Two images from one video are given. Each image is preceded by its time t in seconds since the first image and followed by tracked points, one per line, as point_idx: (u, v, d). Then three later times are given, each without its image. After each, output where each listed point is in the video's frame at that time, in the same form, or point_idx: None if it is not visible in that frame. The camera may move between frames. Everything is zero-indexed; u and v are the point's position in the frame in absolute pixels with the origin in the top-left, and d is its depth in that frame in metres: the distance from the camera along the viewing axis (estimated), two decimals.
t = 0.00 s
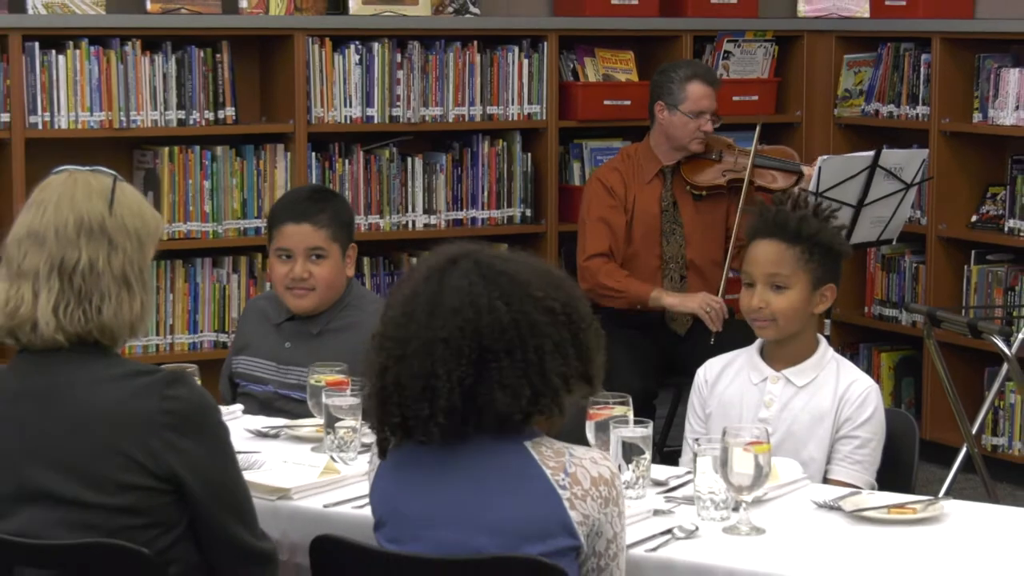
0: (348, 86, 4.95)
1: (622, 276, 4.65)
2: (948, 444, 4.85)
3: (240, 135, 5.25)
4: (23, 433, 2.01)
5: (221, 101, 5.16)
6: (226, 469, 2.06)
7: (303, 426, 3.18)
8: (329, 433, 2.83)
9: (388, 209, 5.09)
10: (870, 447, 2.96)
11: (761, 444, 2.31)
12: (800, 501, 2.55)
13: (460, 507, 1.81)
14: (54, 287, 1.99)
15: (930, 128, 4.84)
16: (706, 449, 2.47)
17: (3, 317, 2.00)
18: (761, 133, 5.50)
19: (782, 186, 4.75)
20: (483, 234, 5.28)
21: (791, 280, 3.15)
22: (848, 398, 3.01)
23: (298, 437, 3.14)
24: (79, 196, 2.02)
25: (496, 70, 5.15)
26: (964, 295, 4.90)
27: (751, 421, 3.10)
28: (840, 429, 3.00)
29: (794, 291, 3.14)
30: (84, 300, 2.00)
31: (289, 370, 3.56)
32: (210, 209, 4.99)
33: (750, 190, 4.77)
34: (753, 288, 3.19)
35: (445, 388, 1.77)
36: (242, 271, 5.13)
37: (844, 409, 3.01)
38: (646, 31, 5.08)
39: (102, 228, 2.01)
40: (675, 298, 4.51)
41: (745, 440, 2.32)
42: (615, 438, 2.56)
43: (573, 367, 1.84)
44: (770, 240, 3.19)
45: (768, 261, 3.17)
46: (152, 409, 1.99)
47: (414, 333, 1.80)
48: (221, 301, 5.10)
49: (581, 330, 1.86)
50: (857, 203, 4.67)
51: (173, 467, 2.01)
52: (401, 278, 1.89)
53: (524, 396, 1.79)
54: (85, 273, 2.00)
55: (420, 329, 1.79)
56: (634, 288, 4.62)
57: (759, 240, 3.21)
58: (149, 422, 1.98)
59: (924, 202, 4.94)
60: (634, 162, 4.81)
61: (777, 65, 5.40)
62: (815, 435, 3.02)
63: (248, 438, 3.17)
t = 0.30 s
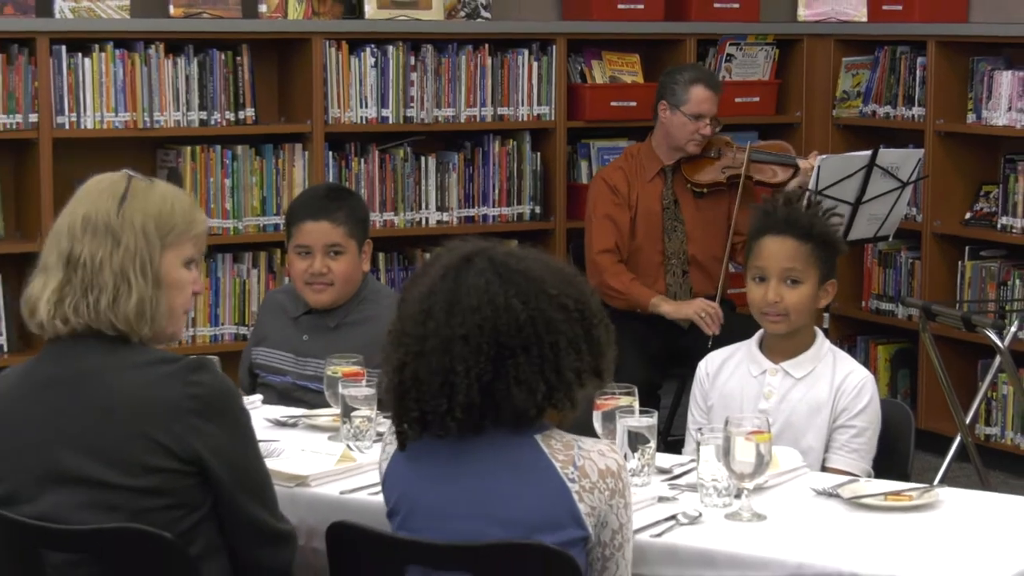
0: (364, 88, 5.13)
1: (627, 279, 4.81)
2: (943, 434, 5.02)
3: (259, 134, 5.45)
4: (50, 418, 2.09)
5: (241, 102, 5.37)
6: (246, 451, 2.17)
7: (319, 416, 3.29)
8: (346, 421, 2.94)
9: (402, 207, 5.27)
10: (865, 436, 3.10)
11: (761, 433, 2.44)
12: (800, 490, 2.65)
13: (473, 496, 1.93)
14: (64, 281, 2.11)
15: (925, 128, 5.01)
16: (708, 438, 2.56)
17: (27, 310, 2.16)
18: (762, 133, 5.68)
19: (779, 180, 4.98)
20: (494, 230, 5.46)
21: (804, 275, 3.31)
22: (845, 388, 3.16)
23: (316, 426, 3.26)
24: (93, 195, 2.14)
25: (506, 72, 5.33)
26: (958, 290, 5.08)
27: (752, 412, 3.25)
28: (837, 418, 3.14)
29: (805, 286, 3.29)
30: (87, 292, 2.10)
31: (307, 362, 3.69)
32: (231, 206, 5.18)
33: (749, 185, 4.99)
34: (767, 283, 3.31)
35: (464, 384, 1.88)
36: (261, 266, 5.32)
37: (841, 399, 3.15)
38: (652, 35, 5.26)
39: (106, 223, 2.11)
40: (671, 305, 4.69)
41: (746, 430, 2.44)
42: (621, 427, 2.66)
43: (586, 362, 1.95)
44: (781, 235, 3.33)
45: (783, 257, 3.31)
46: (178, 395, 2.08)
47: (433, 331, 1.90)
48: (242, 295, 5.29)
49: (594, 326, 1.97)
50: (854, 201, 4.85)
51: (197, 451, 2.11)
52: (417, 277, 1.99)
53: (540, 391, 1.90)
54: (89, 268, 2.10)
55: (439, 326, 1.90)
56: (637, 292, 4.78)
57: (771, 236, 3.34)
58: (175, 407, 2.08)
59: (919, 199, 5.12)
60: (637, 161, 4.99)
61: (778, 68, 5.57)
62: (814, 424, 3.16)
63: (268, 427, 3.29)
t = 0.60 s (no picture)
0: (379, 89, 5.31)
1: (639, 262, 4.99)
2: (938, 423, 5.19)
3: (278, 134, 5.66)
4: (83, 407, 2.19)
5: (261, 103, 5.57)
6: (268, 443, 2.24)
7: (336, 407, 3.44)
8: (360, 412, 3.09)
9: (416, 204, 5.46)
10: (863, 426, 3.19)
11: (763, 423, 2.54)
12: (799, 477, 2.74)
13: (484, 484, 2.03)
14: (99, 273, 2.24)
15: (921, 128, 5.18)
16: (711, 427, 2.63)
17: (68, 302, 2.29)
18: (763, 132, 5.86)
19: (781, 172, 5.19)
20: (504, 227, 5.65)
21: (808, 270, 3.40)
22: (843, 379, 3.24)
23: (333, 416, 3.41)
24: (129, 193, 2.26)
25: (517, 74, 5.52)
26: (953, 285, 5.26)
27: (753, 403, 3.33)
28: (836, 409, 3.22)
29: (810, 279, 3.40)
30: (115, 283, 2.21)
31: (325, 354, 3.85)
32: (252, 204, 5.37)
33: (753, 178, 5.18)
34: (772, 277, 3.41)
35: (475, 380, 1.96)
36: (280, 262, 5.52)
37: (839, 390, 3.23)
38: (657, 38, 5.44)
39: (136, 219, 2.22)
40: (688, 280, 4.85)
41: (748, 420, 2.54)
42: (627, 417, 2.79)
43: (592, 357, 2.03)
44: (784, 231, 3.42)
45: (787, 252, 3.40)
46: (203, 388, 2.16)
47: (444, 328, 1.98)
48: (261, 289, 5.49)
49: (599, 321, 2.04)
50: (853, 199, 5.02)
51: (221, 442, 2.18)
52: (429, 273, 2.07)
53: (548, 386, 1.98)
54: (120, 261, 2.22)
55: (450, 323, 1.97)
56: (650, 273, 4.95)
57: (775, 231, 3.43)
58: (200, 400, 2.16)
59: (916, 197, 5.29)
60: (642, 159, 5.18)
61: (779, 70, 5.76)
62: (814, 415, 3.25)
63: (286, 416, 3.43)
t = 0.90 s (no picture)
0: (393, 92, 5.50)
1: (653, 246, 5.18)
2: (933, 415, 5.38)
3: (295, 135, 5.86)
4: (106, 401, 2.26)
5: (279, 105, 5.78)
6: (286, 439, 2.33)
7: (352, 399, 3.53)
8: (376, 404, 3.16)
9: (428, 203, 5.66)
10: (861, 417, 3.35)
11: (764, 415, 2.61)
12: (799, 467, 2.83)
13: (491, 476, 2.14)
14: (125, 269, 2.31)
15: (916, 130, 5.37)
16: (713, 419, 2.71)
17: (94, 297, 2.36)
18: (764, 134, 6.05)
19: (782, 171, 5.38)
20: (513, 225, 5.84)
21: (803, 267, 3.56)
22: (840, 373, 3.40)
23: (349, 408, 3.49)
24: (156, 193, 2.33)
25: (526, 77, 5.71)
26: (947, 281, 5.45)
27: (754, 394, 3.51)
28: (833, 401, 3.39)
29: (806, 276, 3.54)
30: (140, 278, 2.28)
31: (340, 347, 3.98)
32: (270, 202, 5.57)
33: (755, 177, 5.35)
34: (768, 275, 3.56)
35: (477, 374, 2.07)
36: (297, 259, 5.72)
37: (836, 383, 3.40)
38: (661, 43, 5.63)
39: (162, 217, 2.30)
40: (703, 261, 5.04)
41: (749, 411, 2.62)
42: (632, 409, 2.87)
43: (589, 350, 2.14)
44: (780, 230, 3.57)
45: (783, 250, 3.56)
46: (224, 385, 2.24)
47: (447, 324, 2.09)
48: (279, 285, 5.68)
49: (596, 314, 2.16)
50: (851, 197, 5.20)
51: (239, 437, 2.27)
52: (431, 272, 2.18)
53: (547, 378, 2.09)
54: (145, 257, 2.29)
55: (452, 319, 2.09)
56: (664, 255, 5.15)
57: (769, 231, 3.59)
58: (221, 397, 2.24)
59: (912, 196, 5.47)
60: (648, 158, 5.37)
61: (779, 73, 5.95)
62: (812, 406, 3.42)
63: (303, 407, 3.53)
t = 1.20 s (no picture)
0: (405, 95, 5.70)
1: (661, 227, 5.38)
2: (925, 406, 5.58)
3: (311, 136, 6.08)
4: (129, 394, 2.35)
5: (295, 107, 5.99)
6: (304, 433, 2.41)
7: (365, 390, 3.70)
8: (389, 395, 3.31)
9: (439, 202, 5.86)
10: (855, 408, 3.48)
11: (763, 406, 2.74)
12: (797, 457, 2.94)
13: (499, 465, 2.23)
14: (152, 266, 2.40)
15: (910, 131, 5.57)
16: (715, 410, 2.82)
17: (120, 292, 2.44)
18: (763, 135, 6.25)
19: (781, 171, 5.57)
20: (521, 224, 6.04)
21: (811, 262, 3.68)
22: (835, 365, 3.53)
23: (363, 399, 3.67)
24: (183, 191, 2.42)
25: (534, 81, 5.91)
26: (939, 277, 5.65)
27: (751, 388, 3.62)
28: (829, 393, 3.52)
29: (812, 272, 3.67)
30: (168, 275, 2.37)
31: (355, 341, 4.13)
32: (287, 201, 5.79)
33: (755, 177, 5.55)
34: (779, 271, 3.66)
35: (477, 364, 2.18)
36: (313, 255, 5.93)
37: (831, 375, 3.52)
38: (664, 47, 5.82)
39: (190, 215, 2.39)
40: (711, 237, 5.26)
41: (749, 403, 2.74)
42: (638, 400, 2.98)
43: (588, 340, 2.24)
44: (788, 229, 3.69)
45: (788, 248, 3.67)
46: (244, 378, 2.33)
47: (449, 317, 2.20)
48: (295, 280, 5.90)
49: (595, 306, 2.26)
50: (846, 198, 5.39)
51: (258, 430, 2.35)
52: (437, 269, 2.30)
53: (546, 368, 2.19)
54: (173, 254, 2.38)
55: (454, 312, 2.20)
56: (671, 235, 5.34)
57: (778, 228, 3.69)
58: (241, 390, 2.33)
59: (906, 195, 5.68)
60: (652, 159, 5.56)
61: (779, 76, 6.13)
62: (809, 399, 3.53)
63: (319, 399, 3.69)
